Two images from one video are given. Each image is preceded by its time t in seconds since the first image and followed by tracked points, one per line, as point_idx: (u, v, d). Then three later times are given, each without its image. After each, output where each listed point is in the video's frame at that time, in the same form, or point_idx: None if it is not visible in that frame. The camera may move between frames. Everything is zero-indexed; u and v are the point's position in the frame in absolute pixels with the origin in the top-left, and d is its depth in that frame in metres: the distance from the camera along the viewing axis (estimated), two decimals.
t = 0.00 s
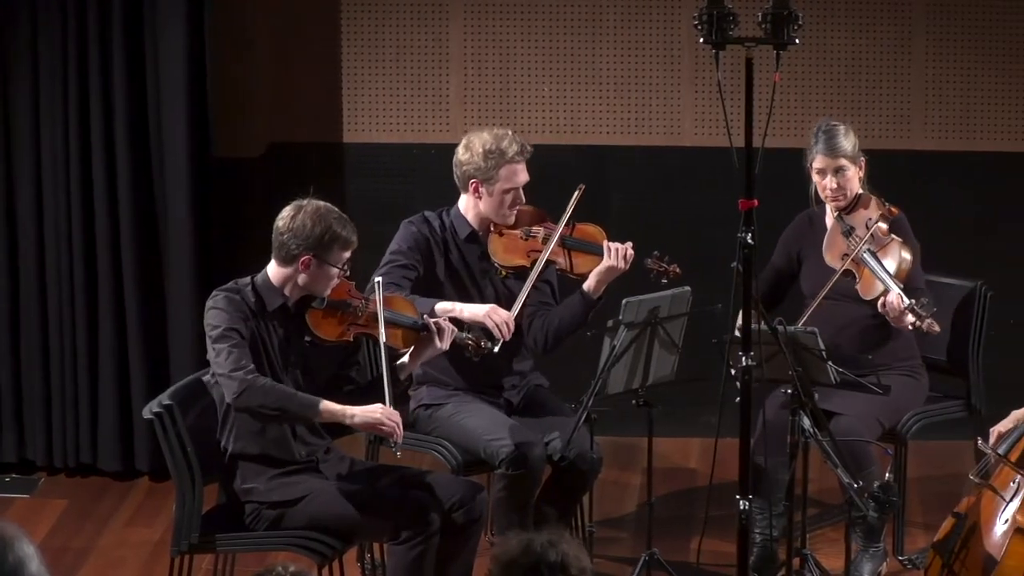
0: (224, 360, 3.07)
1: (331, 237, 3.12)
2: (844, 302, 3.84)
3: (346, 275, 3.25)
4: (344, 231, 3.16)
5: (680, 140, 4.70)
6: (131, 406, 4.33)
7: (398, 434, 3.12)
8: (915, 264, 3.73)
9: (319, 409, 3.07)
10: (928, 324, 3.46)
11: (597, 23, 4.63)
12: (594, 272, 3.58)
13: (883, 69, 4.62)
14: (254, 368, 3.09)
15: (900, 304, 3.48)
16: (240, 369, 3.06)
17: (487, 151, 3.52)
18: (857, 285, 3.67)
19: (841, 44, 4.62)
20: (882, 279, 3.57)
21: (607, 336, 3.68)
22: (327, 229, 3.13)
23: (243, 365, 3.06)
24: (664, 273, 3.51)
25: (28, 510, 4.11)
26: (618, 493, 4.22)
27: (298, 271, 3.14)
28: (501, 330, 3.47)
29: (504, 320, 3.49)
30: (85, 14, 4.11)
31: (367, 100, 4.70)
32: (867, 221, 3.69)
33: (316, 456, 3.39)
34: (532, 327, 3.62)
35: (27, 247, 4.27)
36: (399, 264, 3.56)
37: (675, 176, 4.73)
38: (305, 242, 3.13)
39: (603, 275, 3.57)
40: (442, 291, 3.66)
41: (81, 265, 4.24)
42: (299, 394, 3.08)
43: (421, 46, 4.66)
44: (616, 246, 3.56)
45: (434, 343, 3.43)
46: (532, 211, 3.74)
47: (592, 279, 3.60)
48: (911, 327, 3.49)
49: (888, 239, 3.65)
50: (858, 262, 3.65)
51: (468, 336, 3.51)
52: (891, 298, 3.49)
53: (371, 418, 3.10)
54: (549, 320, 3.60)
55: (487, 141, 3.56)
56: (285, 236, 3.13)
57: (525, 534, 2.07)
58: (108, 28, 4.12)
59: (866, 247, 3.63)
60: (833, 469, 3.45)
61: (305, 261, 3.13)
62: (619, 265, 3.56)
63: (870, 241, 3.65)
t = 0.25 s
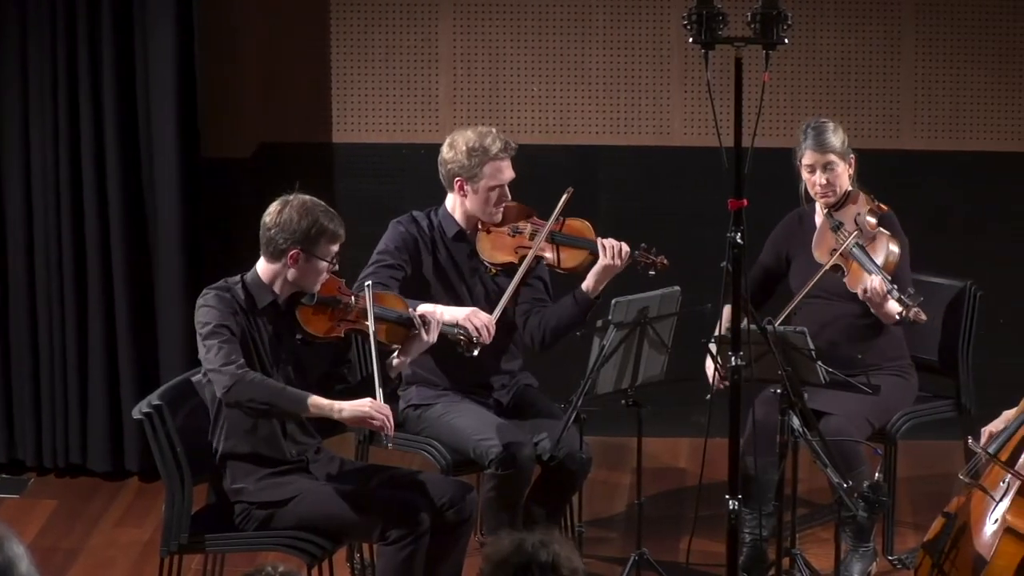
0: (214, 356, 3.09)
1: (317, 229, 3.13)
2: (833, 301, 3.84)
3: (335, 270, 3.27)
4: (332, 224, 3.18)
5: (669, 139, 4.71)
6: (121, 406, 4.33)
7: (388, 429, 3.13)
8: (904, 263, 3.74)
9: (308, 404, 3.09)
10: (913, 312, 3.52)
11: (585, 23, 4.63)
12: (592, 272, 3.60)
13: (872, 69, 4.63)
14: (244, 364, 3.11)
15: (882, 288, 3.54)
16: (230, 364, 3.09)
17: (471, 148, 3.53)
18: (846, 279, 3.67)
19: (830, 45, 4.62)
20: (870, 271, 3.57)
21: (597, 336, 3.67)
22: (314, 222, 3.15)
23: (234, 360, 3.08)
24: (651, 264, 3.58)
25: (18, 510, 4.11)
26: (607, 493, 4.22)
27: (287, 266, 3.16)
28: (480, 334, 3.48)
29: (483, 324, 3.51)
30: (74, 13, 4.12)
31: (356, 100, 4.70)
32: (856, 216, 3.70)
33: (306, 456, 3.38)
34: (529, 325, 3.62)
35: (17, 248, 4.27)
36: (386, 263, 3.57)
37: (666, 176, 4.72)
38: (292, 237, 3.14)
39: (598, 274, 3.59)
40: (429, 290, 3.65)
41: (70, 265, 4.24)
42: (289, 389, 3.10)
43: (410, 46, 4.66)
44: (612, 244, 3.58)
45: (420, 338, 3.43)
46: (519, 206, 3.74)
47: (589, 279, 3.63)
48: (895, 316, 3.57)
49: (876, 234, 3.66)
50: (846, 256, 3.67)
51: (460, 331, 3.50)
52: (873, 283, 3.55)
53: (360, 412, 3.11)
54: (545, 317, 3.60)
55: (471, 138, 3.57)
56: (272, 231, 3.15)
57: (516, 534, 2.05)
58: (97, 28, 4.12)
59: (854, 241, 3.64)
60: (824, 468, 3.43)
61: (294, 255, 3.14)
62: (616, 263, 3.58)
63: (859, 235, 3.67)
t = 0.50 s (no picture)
0: (204, 351, 3.08)
1: (303, 224, 3.13)
2: (822, 301, 3.84)
3: (322, 266, 3.27)
4: (318, 219, 3.19)
5: (658, 139, 4.72)
6: (112, 407, 4.32)
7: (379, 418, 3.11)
8: (891, 260, 3.77)
9: (298, 394, 3.07)
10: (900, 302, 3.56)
11: (575, 23, 4.65)
12: (582, 267, 3.59)
13: (858, 69, 4.65)
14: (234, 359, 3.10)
15: (867, 276, 3.56)
16: (220, 358, 3.07)
17: (451, 144, 3.55)
18: (834, 274, 3.72)
19: (818, 44, 4.65)
20: (857, 261, 3.63)
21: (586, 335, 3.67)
22: (299, 217, 3.15)
23: (224, 354, 3.08)
24: (639, 256, 3.67)
25: (7, 510, 4.11)
26: (597, 492, 4.22)
27: (274, 262, 3.15)
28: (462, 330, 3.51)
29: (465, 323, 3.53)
30: (63, 14, 4.11)
31: (345, 101, 4.71)
32: (845, 213, 3.75)
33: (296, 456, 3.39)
34: (521, 320, 3.63)
35: (6, 248, 4.27)
36: (374, 262, 3.58)
37: (656, 176, 4.73)
38: (278, 233, 3.15)
39: (590, 269, 3.58)
40: (417, 289, 3.66)
41: (59, 265, 4.24)
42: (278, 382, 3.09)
43: (398, 46, 4.67)
44: (603, 239, 3.56)
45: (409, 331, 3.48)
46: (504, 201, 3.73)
47: (579, 275, 3.62)
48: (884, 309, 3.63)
49: (865, 228, 3.71)
50: (834, 251, 3.70)
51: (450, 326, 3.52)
52: (858, 271, 3.56)
53: (351, 402, 3.09)
54: (538, 314, 3.60)
55: (451, 135, 3.59)
56: (258, 228, 3.15)
57: (508, 534, 2.04)
58: (86, 28, 4.12)
59: (842, 236, 3.68)
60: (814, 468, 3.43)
61: (281, 251, 3.13)
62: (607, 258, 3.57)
63: (847, 231, 3.71)
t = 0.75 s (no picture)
0: (192, 350, 3.08)
1: (291, 224, 3.13)
2: (811, 300, 3.84)
3: (311, 265, 3.26)
4: (306, 219, 3.19)
5: (646, 139, 4.73)
6: (102, 406, 4.32)
7: (369, 413, 3.15)
8: (880, 258, 3.78)
9: (288, 391, 3.08)
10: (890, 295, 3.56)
11: (563, 24, 4.66)
12: (570, 269, 3.59)
13: (847, 69, 4.65)
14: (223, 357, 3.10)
15: (856, 270, 3.57)
16: (208, 357, 3.07)
17: (437, 144, 3.57)
18: (823, 270, 3.73)
19: (806, 44, 4.66)
20: (845, 254, 3.64)
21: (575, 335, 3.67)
22: (287, 216, 3.14)
23: (213, 353, 3.08)
24: (625, 258, 3.67)
25: None
26: (585, 492, 4.22)
27: (263, 262, 3.15)
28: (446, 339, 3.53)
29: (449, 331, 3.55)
30: (52, 14, 4.12)
31: (333, 101, 4.71)
32: (833, 209, 3.76)
33: (285, 456, 3.39)
34: (507, 320, 3.65)
35: None
36: (360, 266, 3.59)
37: (647, 175, 4.73)
38: (267, 233, 3.14)
39: (577, 271, 3.57)
40: (404, 290, 3.66)
41: (48, 265, 4.24)
42: (268, 378, 3.09)
43: (387, 47, 4.67)
44: (591, 242, 3.57)
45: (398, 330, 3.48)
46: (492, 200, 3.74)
47: (568, 277, 3.61)
48: (871, 302, 3.63)
49: (854, 224, 3.72)
50: (823, 247, 3.72)
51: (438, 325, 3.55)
52: (847, 265, 3.58)
53: (341, 397, 3.12)
54: (524, 315, 3.62)
55: (437, 135, 3.60)
56: (246, 228, 3.14)
57: (499, 534, 2.04)
58: (75, 28, 4.12)
59: (831, 232, 3.70)
60: (804, 468, 3.42)
61: (269, 251, 3.13)
62: (594, 260, 3.57)
63: (836, 227, 3.73)
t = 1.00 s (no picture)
0: (183, 349, 3.07)
1: (283, 226, 3.12)
2: (801, 300, 3.84)
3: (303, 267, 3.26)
4: (298, 221, 3.18)
5: (637, 140, 4.73)
6: (93, 407, 4.32)
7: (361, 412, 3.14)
8: (870, 258, 3.78)
9: (280, 390, 3.07)
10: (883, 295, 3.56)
11: (555, 24, 4.66)
12: (558, 277, 3.61)
13: (837, 69, 4.66)
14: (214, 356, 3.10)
15: (849, 270, 3.57)
16: (199, 356, 3.07)
17: (428, 147, 3.57)
18: (813, 270, 3.73)
19: (796, 44, 4.66)
20: (837, 254, 3.63)
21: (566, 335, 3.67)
22: (279, 219, 3.14)
23: (204, 352, 3.08)
24: (613, 267, 3.63)
25: None
26: (576, 492, 4.22)
27: (254, 264, 3.14)
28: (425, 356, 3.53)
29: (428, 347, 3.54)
30: (42, 16, 4.12)
31: (324, 101, 4.72)
32: (823, 209, 3.76)
33: (275, 456, 3.39)
34: (495, 324, 3.67)
35: None
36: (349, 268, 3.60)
37: (638, 175, 4.74)
38: (258, 234, 3.13)
39: (565, 280, 3.60)
40: (392, 292, 3.66)
41: (39, 265, 4.24)
42: (259, 377, 3.09)
43: (378, 47, 4.67)
44: (578, 251, 3.57)
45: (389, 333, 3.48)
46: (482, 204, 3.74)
47: (556, 285, 3.64)
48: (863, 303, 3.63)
49: (843, 224, 3.72)
50: (814, 247, 3.72)
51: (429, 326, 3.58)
52: (841, 265, 3.58)
53: (333, 396, 3.11)
54: (512, 320, 3.65)
55: (428, 138, 3.61)
56: (238, 229, 3.13)
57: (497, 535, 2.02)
58: (66, 28, 4.12)
59: (821, 232, 3.70)
60: (794, 468, 3.42)
61: (260, 253, 3.12)
62: (581, 269, 3.57)
63: (826, 227, 3.72)
